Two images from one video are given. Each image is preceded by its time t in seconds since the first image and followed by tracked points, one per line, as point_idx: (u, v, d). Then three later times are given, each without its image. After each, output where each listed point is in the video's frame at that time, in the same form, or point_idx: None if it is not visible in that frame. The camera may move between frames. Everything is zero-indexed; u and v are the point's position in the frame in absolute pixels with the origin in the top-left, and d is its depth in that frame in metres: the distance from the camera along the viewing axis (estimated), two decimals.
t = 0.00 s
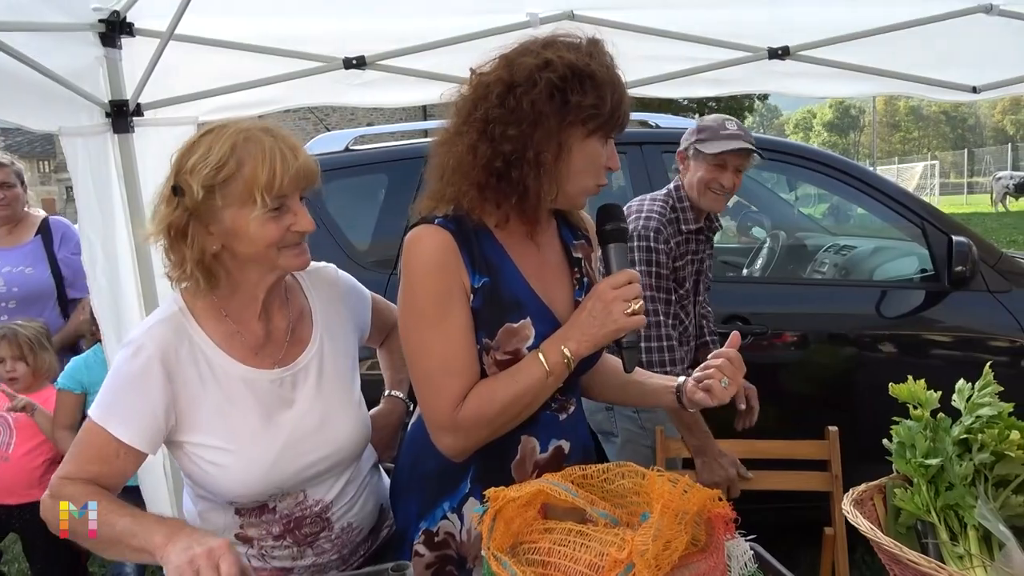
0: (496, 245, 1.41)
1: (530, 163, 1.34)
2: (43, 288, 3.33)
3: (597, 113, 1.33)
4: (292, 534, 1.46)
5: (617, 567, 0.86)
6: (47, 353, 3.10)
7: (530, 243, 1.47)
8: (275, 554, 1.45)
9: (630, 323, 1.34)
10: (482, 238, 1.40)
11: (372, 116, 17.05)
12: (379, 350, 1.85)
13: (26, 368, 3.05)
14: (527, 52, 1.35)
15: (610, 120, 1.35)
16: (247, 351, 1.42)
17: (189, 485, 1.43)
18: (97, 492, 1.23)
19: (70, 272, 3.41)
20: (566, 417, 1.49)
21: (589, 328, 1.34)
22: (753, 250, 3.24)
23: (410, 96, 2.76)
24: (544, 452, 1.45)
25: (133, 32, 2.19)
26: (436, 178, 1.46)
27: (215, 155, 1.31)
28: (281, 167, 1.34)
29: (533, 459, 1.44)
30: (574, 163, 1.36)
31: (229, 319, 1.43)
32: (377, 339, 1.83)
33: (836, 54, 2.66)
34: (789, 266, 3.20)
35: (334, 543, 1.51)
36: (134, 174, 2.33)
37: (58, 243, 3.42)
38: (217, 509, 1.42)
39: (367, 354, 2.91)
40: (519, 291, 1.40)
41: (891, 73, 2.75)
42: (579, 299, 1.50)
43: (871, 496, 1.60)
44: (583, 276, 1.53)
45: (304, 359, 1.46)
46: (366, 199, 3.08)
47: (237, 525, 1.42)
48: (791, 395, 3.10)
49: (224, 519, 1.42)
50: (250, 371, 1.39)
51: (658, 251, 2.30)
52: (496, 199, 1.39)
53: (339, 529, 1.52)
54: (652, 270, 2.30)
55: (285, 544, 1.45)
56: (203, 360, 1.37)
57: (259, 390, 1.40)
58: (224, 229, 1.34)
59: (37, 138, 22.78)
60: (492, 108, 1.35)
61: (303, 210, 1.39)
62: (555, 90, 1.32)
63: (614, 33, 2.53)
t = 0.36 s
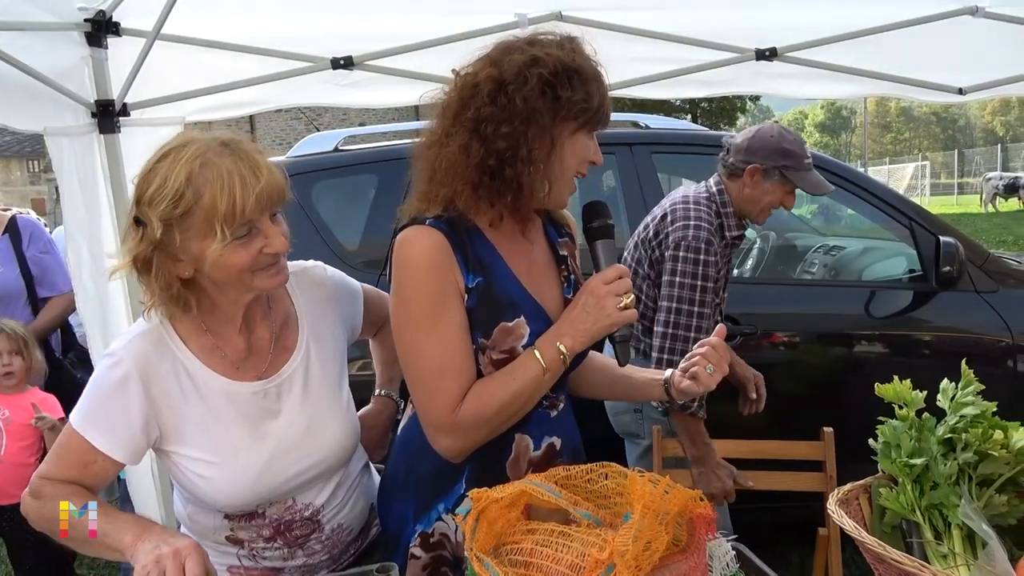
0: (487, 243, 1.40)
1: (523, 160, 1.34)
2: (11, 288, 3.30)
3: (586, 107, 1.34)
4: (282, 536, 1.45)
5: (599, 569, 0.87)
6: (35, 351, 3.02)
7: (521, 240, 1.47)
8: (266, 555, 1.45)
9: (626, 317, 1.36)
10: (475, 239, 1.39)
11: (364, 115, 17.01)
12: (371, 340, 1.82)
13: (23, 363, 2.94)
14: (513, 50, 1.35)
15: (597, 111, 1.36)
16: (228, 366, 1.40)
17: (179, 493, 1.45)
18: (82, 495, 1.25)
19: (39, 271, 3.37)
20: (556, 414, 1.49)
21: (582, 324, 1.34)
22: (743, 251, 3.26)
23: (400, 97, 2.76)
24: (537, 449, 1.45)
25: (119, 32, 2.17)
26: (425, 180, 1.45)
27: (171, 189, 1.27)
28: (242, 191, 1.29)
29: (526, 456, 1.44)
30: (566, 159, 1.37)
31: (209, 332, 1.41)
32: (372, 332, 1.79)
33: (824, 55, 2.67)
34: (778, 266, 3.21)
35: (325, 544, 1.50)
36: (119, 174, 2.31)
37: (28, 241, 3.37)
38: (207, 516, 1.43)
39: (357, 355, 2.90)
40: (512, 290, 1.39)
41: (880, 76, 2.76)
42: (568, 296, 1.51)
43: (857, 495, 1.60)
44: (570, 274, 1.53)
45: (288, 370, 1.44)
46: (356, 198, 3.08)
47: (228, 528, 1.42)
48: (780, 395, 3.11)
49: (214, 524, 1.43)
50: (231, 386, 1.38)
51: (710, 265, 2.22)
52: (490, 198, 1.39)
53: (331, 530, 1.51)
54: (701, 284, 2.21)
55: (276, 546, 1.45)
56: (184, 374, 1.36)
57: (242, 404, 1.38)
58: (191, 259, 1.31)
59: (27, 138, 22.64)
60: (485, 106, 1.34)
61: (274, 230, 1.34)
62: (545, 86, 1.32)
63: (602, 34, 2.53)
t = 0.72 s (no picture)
0: (469, 240, 1.41)
1: (503, 159, 1.34)
2: None
3: (568, 107, 1.34)
4: (278, 539, 1.46)
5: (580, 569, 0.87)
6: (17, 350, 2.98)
7: (506, 240, 1.47)
8: (260, 557, 1.45)
9: (608, 317, 1.36)
10: (456, 235, 1.40)
11: (358, 115, 17.00)
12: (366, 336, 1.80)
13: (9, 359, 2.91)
14: (497, 50, 1.36)
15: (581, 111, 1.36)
16: (222, 372, 1.40)
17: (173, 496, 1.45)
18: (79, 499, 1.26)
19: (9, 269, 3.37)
20: (544, 415, 1.50)
21: (565, 323, 1.34)
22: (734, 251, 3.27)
23: (393, 96, 2.77)
24: (524, 450, 1.46)
25: (109, 30, 2.16)
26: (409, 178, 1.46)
27: (166, 200, 1.24)
28: (239, 203, 1.28)
29: (513, 457, 1.45)
30: (548, 157, 1.37)
31: (203, 339, 1.41)
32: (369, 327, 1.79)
33: (813, 56, 2.69)
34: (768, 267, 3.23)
35: (320, 547, 1.50)
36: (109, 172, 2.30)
37: None
38: (201, 519, 1.43)
39: (350, 354, 2.90)
40: (494, 288, 1.40)
41: (868, 78, 2.78)
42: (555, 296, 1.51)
43: (843, 495, 1.61)
44: (559, 274, 1.54)
45: (284, 376, 1.44)
46: (348, 197, 3.08)
47: (223, 532, 1.43)
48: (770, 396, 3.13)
49: (209, 528, 1.43)
50: (226, 394, 1.37)
51: (761, 242, 2.34)
52: (470, 196, 1.39)
53: (326, 532, 1.51)
54: (748, 259, 2.34)
55: (271, 549, 1.45)
56: (178, 381, 1.36)
57: (237, 411, 1.38)
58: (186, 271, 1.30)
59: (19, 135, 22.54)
60: (464, 104, 1.35)
61: (270, 239, 1.34)
62: (525, 85, 1.33)
63: (592, 35, 2.54)
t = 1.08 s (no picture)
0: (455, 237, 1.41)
1: (480, 157, 1.33)
2: None
3: (547, 101, 1.33)
4: (275, 539, 1.45)
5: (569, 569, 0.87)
6: None
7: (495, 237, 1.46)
8: (257, 558, 1.44)
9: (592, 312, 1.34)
10: (440, 230, 1.40)
11: (354, 112, 16.96)
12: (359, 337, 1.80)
13: None
14: (474, 45, 1.35)
15: (561, 104, 1.35)
16: (220, 374, 1.39)
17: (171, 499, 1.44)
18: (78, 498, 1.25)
19: None
20: (537, 414, 1.49)
21: (550, 319, 1.33)
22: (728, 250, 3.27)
23: (385, 92, 2.76)
24: (515, 449, 1.45)
25: (99, 26, 2.14)
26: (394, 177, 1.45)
27: (169, 203, 1.23)
28: (243, 207, 1.27)
29: (503, 456, 1.45)
30: (526, 152, 1.36)
31: (201, 343, 1.40)
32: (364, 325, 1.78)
33: (807, 55, 2.69)
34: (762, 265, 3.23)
35: (318, 546, 1.50)
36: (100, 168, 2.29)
37: None
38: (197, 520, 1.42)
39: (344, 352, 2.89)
40: (480, 282, 1.39)
41: (862, 77, 2.78)
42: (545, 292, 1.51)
43: (834, 493, 1.61)
44: (551, 268, 1.54)
45: (282, 376, 1.43)
46: (342, 195, 3.07)
47: (220, 532, 1.41)
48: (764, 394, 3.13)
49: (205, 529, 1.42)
50: (223, 395, 1.37)
51: (824, 251, 2.48)
52: (449, 194, 1.38)
53: (323, 532, 1.50)
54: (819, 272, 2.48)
55: (268, 550, 1.44)
56: (175, 383, 1.35)
57: (234, 412, 1.38)
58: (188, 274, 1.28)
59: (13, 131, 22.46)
60: (440, 101, 1.35)
61: (273, 242, 1.33)
62: (500, 81, 1.32)
63: (586, 32, 2.54)
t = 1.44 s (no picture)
0: (442, 234, 1.41)
1: (456, 149, 1.33)
2: None
3: (519, 89, 1.30)
4: (274, 543, 1.44)
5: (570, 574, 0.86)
6: None
7: (483, 232, 1.46)
8: (256, 561, 1.44)
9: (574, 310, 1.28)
10: (427, 228, 1.41)
11: (355, 112, 16.98)
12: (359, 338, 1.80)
13: None
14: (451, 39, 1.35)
15: (542, 93, 1.32)
16: (223, 377, 1.38)
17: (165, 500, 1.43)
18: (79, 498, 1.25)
19: None
20: (534, 415, 1.47)
21: (531, 317, 1.28)
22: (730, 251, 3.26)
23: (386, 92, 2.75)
24: (510, 449, 1.45)
25: (102, 24, 2.13)
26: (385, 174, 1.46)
27: (182, 203, 1.22)
28: (259, 206, 1.26)
29: (499, 457, 1.44)
30: (507, 142, 1.34)
31: (204, 345, 1.39)
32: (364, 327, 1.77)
33: (809, 56, 2.68)
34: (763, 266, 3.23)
35: (316, 550, 1.49)
36: (102, 167, 2.28)
37: None
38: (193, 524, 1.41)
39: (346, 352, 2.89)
40: (465, 280, 1.39)
41: (865, 78, 2.76)
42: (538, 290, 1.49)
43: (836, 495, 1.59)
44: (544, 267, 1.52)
45: (284, 380, 1.43)
46: (343, 194, 3.06)
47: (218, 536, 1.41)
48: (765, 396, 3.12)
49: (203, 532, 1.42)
50: (226, 398, 1.36)
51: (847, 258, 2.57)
52: (431, 187, 1.40)
53: (322, 535, 1.50)
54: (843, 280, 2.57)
55: (267, 553, 1.44)
56: (177, 385, 1.34)
57: (237, 415, 1.37)
58: (198, 275, 1.28)
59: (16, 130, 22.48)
60: (420, 98, 1.36)
61: (284, 242, 1.32)
62: (471, 73, 1.32)
63: (589, 32, 2.53)
